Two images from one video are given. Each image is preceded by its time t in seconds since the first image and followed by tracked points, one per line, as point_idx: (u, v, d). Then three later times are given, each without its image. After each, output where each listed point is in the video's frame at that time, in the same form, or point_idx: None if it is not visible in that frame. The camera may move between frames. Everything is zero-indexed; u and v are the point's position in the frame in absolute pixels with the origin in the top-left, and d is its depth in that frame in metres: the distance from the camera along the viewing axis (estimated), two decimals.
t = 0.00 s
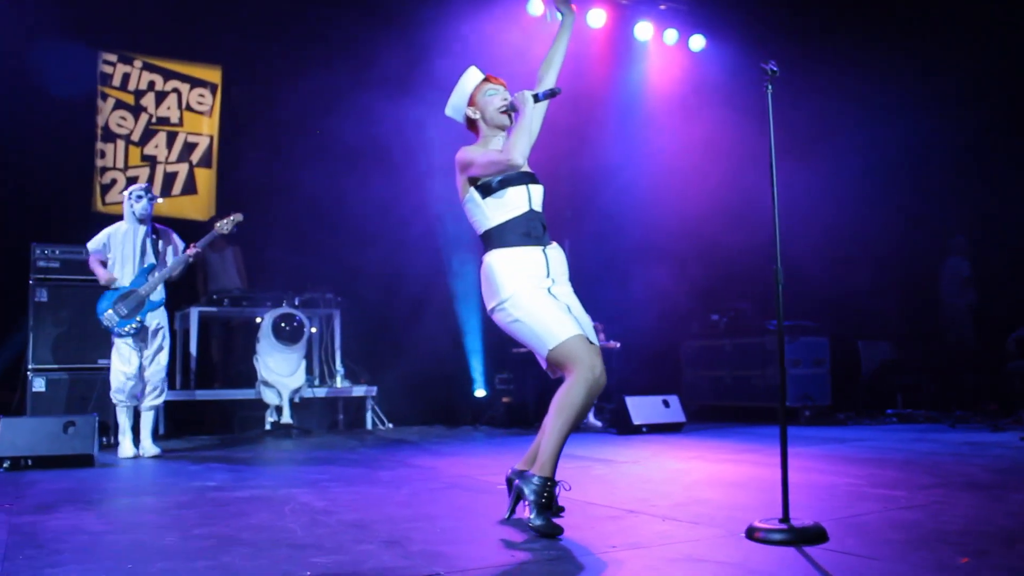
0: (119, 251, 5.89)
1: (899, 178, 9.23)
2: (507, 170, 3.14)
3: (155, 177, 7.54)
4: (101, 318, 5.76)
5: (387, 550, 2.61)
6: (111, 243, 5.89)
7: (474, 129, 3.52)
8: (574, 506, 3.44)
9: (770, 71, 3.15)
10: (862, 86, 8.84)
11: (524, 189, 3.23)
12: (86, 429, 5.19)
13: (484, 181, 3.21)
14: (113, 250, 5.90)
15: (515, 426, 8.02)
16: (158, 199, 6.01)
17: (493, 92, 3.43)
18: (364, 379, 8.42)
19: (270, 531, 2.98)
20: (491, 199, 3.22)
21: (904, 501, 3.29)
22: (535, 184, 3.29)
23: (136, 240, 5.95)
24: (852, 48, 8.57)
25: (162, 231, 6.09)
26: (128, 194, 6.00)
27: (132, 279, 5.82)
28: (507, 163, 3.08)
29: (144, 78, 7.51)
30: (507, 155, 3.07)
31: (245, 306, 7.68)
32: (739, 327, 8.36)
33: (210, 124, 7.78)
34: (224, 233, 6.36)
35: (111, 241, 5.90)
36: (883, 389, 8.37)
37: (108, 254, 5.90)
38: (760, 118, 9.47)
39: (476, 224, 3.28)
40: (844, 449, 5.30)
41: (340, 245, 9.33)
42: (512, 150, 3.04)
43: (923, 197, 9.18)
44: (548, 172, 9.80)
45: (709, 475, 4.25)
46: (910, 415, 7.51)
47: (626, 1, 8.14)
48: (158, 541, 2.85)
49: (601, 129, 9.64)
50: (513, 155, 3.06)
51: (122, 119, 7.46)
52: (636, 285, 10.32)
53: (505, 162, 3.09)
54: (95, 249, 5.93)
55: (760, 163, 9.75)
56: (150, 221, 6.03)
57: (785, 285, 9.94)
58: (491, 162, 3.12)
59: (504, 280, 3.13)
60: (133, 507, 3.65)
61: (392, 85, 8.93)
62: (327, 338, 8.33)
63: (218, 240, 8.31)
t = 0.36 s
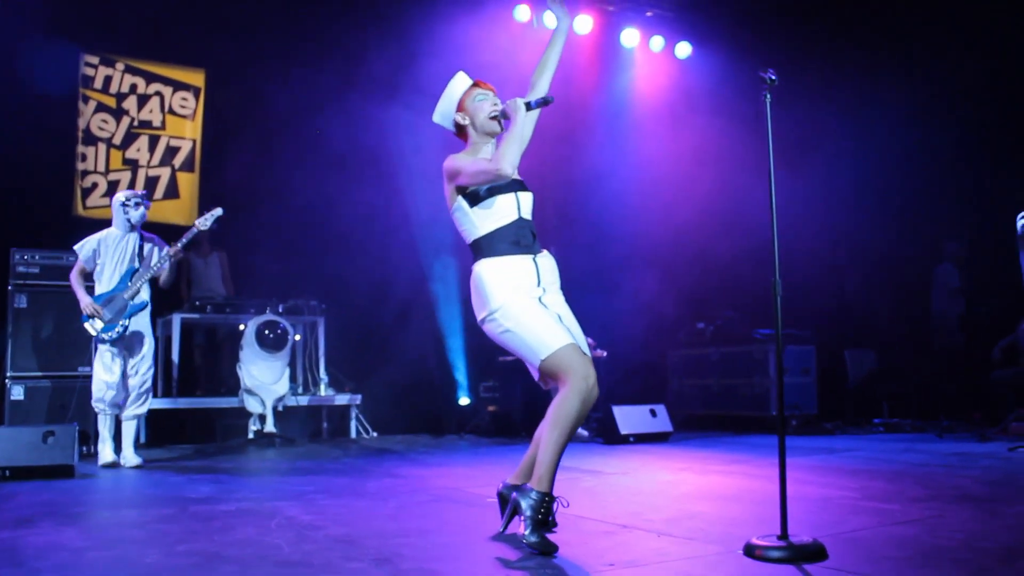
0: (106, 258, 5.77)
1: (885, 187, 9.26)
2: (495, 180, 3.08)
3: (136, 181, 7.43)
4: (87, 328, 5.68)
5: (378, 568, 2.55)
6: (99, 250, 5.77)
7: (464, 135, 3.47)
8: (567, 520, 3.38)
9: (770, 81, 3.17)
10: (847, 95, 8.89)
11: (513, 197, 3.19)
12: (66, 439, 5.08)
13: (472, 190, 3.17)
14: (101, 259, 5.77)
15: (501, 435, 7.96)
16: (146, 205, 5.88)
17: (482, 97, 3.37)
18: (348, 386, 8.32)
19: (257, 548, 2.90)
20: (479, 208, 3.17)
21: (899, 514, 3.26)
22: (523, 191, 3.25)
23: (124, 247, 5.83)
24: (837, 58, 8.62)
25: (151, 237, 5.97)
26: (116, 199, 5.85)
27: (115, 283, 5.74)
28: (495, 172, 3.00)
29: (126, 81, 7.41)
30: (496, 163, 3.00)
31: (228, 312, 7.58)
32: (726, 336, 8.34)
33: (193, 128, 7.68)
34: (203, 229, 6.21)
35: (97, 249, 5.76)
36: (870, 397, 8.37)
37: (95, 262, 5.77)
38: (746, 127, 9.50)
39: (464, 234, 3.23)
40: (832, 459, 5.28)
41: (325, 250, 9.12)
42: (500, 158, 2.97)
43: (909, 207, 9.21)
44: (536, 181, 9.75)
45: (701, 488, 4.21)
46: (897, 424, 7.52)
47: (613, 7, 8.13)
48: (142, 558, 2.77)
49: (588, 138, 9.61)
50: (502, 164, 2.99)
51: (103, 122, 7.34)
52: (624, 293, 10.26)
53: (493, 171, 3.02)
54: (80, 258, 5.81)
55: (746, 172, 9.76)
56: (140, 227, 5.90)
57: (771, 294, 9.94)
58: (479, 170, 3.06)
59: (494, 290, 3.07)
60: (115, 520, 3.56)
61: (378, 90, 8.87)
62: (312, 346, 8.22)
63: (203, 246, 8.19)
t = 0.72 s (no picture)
0: (97, 275, 5.71)
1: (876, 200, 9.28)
2: (493, 199, 3.01)
3: (124, 196, 7.35)
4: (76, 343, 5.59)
5: None
6: (91, 266, 5.72)
7: (461, 151, 3.43)
8: (566, 540, 3.33)
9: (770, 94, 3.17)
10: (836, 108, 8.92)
11: (508, 214, 3.15)
12: (53, 459, 4.98)
13: (468, 207, 3.13)
14: (91, 276, 5.72)
15: (494, 450, 7.88)
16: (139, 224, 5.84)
17: (479, 110, 3.34)
18: (340, 403, 8.23)
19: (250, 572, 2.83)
20: (473, 225, 3.13)
21: (904, 532, 3.21)
22: (519, 209, 3.21)
23: (116, 264, 5.77)
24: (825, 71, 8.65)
25: (143, 255, 5.91)
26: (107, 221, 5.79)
27: (107, 302, 5.67)
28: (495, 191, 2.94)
29: (114, 96, 7.35)
30: (496, 182, 2.94)
31: (218, 328, 7.49)
32: (720, 349, 8.30)
33: (180, 143, 7.61)
34: (202, 250, 6.12)
35: (87, 267, 5.72)
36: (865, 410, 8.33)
37: (86, 281, 5.74)
38: (737, 140, 9.51)
39: (460, 251, 3.18)
40: (830, 474, 5.23)
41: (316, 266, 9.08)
42: (501, 175, 2.91)
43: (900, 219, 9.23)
44: (530, 197, 9.73)
45: (700, 505, 4.16)
46: (893, 437, 7.48)
47: (602, 19, 8.19)
48: None
49: (581, 153, 9.61)
50: (502, 182, 2.93)
51: (91, 137, 7.27)
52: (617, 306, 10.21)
53: (492, 189, 2.96)
54: (71, 277, 5.78)
55: (738, 185, 9.76)
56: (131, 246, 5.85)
57: (763, 306, 9.93)
58: (478, 187, 3.00)
59: (488, 309, 3.03)
60: (104, 544, 3.49)
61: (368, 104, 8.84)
62: (302, 363, 8.13)
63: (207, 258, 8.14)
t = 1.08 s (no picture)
0: (85, 280, 5.66)
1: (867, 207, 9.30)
2: (494, 211, 2.98)
3: (113, 200, 7.28)
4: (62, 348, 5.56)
5: None
6: (77, 273, 5.66)
7: (458, 156, 3.43)
8: (560, 550, 3.30)
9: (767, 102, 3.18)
10: (828, 115, 8.94)
11: (505, 223, 3.14)
12: (40, 466, 4.91)
13: (466, 216, 3.11)
14: (79, 282, 5.66)
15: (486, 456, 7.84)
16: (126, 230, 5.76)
17: (476, 115, 3.35)
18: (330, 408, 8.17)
19: None
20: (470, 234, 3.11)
21: (898, 542, 3.20)
22: (517, 216, 3.19)
23: (103, 270, 5.71)
24: (817, 79, 8.68)
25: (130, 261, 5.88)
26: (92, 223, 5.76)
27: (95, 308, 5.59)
28: (496, 203, 2.91)
29: (103, 98, 7.29)
30: (498, 194, 2.91)
31: (207, 334, 7.43)
32: (711, 356, 8.28)
33: (170, 146, 7.55)
34: (197, 264, 6.13)
35: (75, 273, 5.67)
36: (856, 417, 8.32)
37: (73, 287, 5.68)
38: (731, 144, 9.58)
39: (455, 259, 3.17)
40: (821, 483, 5.22)
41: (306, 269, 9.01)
42: (505, 187, 2.87)
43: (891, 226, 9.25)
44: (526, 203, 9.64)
45: (694, 514, 4.14)
46: (884, 444, 7.50)
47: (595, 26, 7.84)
48: None
49: (575, 159, 9.58)
50: (504, 195, 2.91)
51: (79, 139, 7.20)
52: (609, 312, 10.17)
53: (493, 201, 2.93)
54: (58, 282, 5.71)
55: (730, 189, 9.81)
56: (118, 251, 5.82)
57: (755, 313, 9.93)
58: (479, 199, 2.97)
59: (484, 317, 3.00)
60: (92, 553, 3.45)
61: (359, 108, 8.82)
62: (292, 368, 8.06)
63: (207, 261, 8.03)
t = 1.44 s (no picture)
0: (75, 283, 5.61)
1: (859, 212, 9.30)
2: (496, 216, 2.96)
3: (104, 201, 7.23)
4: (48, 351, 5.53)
5: None
6: (67, 275, 5.62)
7: (457, 158, 3.44)
8: (552, 559, 3.29)
9: (762, 110, 3.16)
10: (821, 121, 8.95)
11: (502, 229, 3.11)
12: (28, 472, 4.87)
13: (464, 221, 3.08)
14: (68, 284, 5.62)
15: (477, 460, 7.81)
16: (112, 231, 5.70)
17: (477, 117, 3.36)
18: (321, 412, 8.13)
19: None
20: (468, 238, 3.09)
21: (890, 552, 3.20)
22: (515, 222, 3.16)
23: (92, 272, 5.67)
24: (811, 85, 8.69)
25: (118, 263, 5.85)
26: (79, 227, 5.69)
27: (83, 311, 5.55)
28: (498, 208, 2.90)
29: (95, 100, 7.24)
30: (500, 200, 2.90)
31: (199, 337, 7.41)
32: (704, 361, 8.27)
33: (162, 147, 7.51)
34: (185, 266, 6.28)
35: (65, 274, 5.62)
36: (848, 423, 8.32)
37: (62, 288, 5.64)
38: (726, 151, 9.39)
39: (451, 263, 3.15)
40: (814, 490, 5.20)
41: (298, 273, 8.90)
42: (507, 195, 2.86)
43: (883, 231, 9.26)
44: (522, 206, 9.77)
45: (685, 522, 4.13)
46: (875, 450, 7.51)
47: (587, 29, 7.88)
48: None
49: (570, 161, 9.66)
50: (506, 201, 2.90)
51: (71, 141, 7.15)
52: (602, 317, 10.17)
53: (495, 207, 2.92)
54: (46, 284, 5.65)
55: (726, 196, 9.68)
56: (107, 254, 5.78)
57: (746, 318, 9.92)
58: (480, 205, 2.94)
59: (478, 324, 2.98)
60: (79, 561, 3.42)
61: (352, 111, 8.80)
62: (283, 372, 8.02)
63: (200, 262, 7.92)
